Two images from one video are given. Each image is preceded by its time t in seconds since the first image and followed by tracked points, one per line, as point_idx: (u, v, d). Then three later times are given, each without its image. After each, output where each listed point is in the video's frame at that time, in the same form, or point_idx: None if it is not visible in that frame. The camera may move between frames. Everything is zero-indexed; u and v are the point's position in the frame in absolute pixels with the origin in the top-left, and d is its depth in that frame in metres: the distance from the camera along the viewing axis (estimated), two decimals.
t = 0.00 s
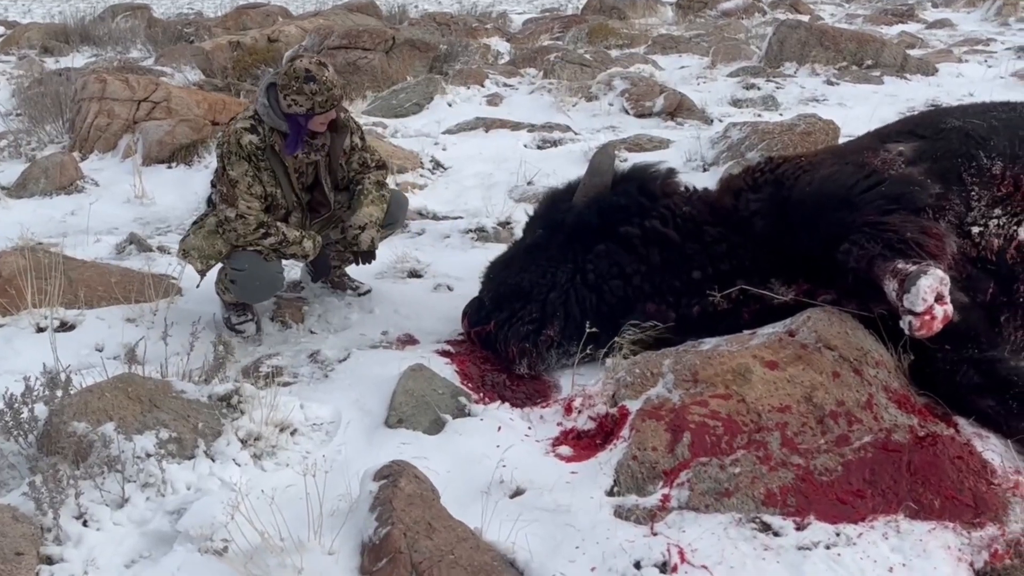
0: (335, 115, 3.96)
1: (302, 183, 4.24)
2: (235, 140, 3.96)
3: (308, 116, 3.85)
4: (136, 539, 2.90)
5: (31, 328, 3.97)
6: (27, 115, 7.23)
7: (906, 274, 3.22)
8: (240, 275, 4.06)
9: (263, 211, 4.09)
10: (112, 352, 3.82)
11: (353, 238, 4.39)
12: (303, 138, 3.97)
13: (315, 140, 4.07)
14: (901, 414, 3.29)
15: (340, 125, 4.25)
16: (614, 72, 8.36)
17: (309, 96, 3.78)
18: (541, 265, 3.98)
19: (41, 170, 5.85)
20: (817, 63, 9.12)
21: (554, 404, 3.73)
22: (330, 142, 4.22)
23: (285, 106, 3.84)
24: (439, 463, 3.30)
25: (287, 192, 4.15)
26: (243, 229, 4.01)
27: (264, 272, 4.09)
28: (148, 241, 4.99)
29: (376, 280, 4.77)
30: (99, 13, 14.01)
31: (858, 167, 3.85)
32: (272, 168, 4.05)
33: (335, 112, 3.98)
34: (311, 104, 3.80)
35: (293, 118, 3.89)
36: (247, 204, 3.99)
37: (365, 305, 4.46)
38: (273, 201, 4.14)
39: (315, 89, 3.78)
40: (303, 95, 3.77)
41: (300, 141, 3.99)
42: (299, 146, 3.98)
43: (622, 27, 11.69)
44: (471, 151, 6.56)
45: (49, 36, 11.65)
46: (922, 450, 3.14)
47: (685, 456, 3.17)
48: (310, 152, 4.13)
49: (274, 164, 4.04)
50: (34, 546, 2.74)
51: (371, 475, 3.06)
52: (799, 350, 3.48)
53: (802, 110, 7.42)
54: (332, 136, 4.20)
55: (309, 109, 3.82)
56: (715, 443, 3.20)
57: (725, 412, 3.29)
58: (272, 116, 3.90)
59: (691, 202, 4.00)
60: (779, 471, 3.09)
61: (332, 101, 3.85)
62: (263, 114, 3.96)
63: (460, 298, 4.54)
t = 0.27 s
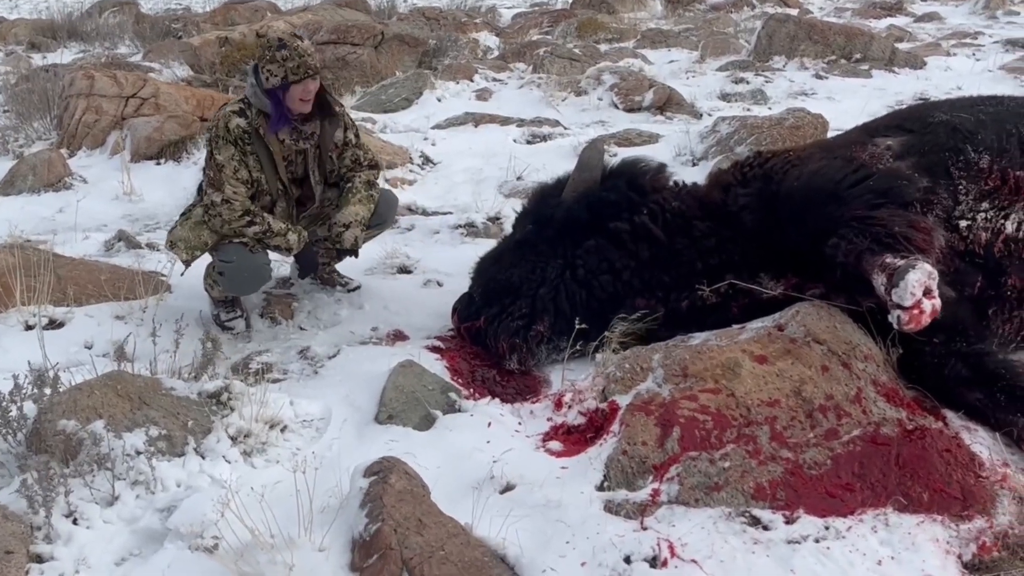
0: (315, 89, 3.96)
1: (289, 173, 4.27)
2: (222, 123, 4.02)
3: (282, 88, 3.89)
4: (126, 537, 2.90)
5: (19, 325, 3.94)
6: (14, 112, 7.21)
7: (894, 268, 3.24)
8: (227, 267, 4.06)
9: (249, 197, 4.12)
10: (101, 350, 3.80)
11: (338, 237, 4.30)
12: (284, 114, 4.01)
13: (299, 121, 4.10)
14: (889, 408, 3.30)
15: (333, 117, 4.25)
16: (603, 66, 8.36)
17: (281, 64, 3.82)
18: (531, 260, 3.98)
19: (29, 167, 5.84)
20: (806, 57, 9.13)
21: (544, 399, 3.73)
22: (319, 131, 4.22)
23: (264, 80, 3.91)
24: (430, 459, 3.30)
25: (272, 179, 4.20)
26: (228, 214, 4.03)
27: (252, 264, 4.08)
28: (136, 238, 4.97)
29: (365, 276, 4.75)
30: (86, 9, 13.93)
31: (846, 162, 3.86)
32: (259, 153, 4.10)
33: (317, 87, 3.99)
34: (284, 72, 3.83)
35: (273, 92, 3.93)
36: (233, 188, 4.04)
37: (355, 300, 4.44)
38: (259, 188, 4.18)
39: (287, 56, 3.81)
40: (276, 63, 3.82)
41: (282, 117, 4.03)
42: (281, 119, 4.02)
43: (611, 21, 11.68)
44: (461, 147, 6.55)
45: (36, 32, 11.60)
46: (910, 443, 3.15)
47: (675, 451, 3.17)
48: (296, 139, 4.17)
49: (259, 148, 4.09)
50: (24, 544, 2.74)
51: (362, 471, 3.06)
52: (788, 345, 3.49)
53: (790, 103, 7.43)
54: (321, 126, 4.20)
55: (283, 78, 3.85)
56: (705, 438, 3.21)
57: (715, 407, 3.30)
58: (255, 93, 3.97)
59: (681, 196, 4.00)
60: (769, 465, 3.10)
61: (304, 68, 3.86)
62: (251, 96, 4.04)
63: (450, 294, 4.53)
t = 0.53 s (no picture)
0: (301, 64, 3.94)
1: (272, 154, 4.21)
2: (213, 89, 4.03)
3: (269, 55, 3.88)
4: (116, 535, 2.89)
5: (7, 324, 3.91)
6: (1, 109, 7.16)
7: (881, 263, 3.25)
8: (207, 257, 4.03)
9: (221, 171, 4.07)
10: (90, 348, 3.78)
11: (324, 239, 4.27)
12: (272, 84, 3.96)
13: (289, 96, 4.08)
14: (877, 402, 3.31)
15: (326, 103, 4.24)
16: (591, 61, 8.35)
17: (267, 30, 3.85)
18: (521, 257, 3.99)
19: (16, 165, 5.81)
20: (794, 51, 9.14)
21: (534, 395, 3.72)
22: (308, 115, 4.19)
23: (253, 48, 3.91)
24: (420, 455, 3.30)
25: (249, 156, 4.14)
26: (191, 181, 3.98)
27: (225, 249, 4.06)
28: (125, 235, 4.95)
29: (354, 272, 4.73)
30: (73, 6, 13.86)
31: (834, 157, 3.87)
32: (240, 127, 4.05)
33: (304, 62, 3.97)
34: (268, 38, 3.84)
35: (260, 63, 3.92)
36: (204, 157, 3.98)
37: (344, 297, 4.42)
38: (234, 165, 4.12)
39: (274, 23, 3.85)
40: (263, 31, 3.86)
41: (271, 88, 3.99)
42: (267, 90, 3.97)
43: (600, 16, 11.67)
44: (450, 142, 6.54)
45: (22, 28, 11.52)
46: (898, 437, 3.16)
47: (664, 446, 3.18)
48: (284, 118, 4.13)
49: (241, 120, 4.04)
50: (13, 544, 2.73)
51: (353, 468, 3.06)
52: (777, 339, 3.50)
53: (778, 98, 7.44)
54: (311, 109, 4.17)
55: (268, 45, 3.86)
56: (694, 432, 3.22)
57: (704, 402, 3.31)
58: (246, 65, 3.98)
59: (670, 192, 4.00)
60: (758, 460, 3.11)
61: (289, 34, 3.85)
62: (243, 71, 4.05)
63: (440, 290, 4.52)
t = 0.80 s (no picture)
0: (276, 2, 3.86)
1: (246, 99, 4.08)
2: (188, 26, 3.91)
3: None
4: (106, 535, 2.89)
5: None
6: None
7: (869, 259, 3.27)
8: (190, 237, 3.98)
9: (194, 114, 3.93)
10: (78, 348, 3.77)
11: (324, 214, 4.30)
12: (245, 21, 3.88)
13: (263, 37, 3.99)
14: (866, 396, 3.32)
15: (304, 47, 4.11)
16: (580, 57, 8.35)
17: None
18: (510, 253, 3.99)
19: (3, 164, 5.78)
20: (783, 46, 9.15)
21: (524, 392, 3.73)
22: (284, 58, 4.07)
23: None
24: (410, 452, 3.29)
25: (220, 100, 4.01)
26: (162, 123, 3.81)
27: (212, 229, 4.00)
28: (113, 234, 4.92)
29: (343, 269, 4.70)
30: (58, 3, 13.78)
31: (822, 152, 3.88)
32: (211, 67, 3.92)
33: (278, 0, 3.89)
34: None
35: None
36: (176, 97, 3.83)
37: (334, 295, 4.40)
38: (207, 107, 3.99)
39: None
40: None
41: (245, 29, 3.91)
42: (240, 27, 3.88)
43: (589, 11, 11.66)
44: (439, 139, 6.53)
45: (8, 26, 11.44)
46: (887, 431, 3.17)
47: (654, 442, 3.18)
48: (256, 59, 4.02)
49: (213, 59, 3.91)
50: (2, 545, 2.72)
51: (343, 466, 3.06)
52: (766, 335, 3.51)
53: (767, 93, 7.44)
54: (287, 51, 4.04)
55: None
56: (683, 428, 3.22)
57: (693, 397, 3.31)
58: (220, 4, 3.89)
59: (659, 188, 4.00)
60: (747, 455, 3.11)
61: None
62: (217, 10, 3.97)
63: (430, 287, 4.51)
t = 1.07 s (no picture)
0: None
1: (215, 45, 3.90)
2: None
3: None
4: (96, 536, 2.87)
5: None
6: None
7: (857, 255, 3.28)
8: (176, 220, 3.88)
9: (160, 60, 3.69)
10: (68, 349, 3.75)
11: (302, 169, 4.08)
12: None
13: None
14: (855, 391, 3.32)
15: None
16: (570, 53, 8.35)
17: None
18: (500, 251, 3.98)
19: None
20: (772, 41, 9.17)
21: (515, 390, 3.73)
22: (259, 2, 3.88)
23: None
24: (400, 451, 3.28)
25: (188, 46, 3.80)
26: (121, 63, 3.55)
27: (198, 216, 3.90)
28: (102, 234, 4.90)
29: (334, 268, 4.66)
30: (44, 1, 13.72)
31: (811, 148, 3.89)
32: (181, 9, 3.68)
33: None
34: None
35: None
36: (139, 38, 3.58)
37: (324, 294, 4.39)
38: (175, 55, 3.78)
39: None
40: None
41: None
42: None
43: (578, 7, 11.65)
44: (428, 136, 6.52)
45: None
46: (876, 426, 3.17)
47: (644, 438, 3.18)
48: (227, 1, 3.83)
49: None
50: None
51: (333, 465, 3.06)
52: (755, 331, 3.51)
53: (756, 88, 7.45)
54: None
55: None
56: (673, 424, 3.21)
57: (683, 394, 3.31)
58: None
59: (649, 185, 4.00)
60: (737, 450, 3.10)
61: None
62: None
63: (420, 285, 4.51)
